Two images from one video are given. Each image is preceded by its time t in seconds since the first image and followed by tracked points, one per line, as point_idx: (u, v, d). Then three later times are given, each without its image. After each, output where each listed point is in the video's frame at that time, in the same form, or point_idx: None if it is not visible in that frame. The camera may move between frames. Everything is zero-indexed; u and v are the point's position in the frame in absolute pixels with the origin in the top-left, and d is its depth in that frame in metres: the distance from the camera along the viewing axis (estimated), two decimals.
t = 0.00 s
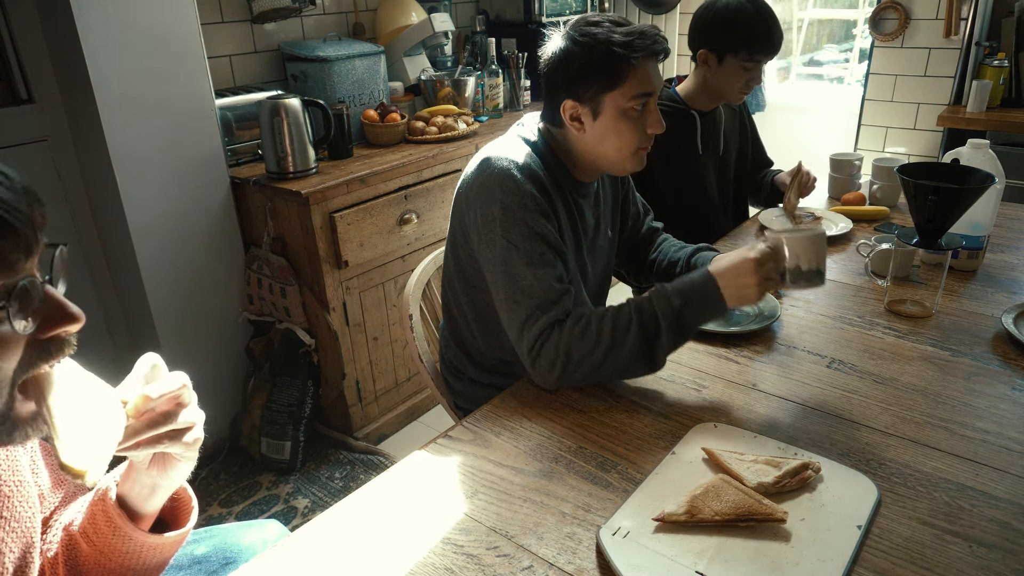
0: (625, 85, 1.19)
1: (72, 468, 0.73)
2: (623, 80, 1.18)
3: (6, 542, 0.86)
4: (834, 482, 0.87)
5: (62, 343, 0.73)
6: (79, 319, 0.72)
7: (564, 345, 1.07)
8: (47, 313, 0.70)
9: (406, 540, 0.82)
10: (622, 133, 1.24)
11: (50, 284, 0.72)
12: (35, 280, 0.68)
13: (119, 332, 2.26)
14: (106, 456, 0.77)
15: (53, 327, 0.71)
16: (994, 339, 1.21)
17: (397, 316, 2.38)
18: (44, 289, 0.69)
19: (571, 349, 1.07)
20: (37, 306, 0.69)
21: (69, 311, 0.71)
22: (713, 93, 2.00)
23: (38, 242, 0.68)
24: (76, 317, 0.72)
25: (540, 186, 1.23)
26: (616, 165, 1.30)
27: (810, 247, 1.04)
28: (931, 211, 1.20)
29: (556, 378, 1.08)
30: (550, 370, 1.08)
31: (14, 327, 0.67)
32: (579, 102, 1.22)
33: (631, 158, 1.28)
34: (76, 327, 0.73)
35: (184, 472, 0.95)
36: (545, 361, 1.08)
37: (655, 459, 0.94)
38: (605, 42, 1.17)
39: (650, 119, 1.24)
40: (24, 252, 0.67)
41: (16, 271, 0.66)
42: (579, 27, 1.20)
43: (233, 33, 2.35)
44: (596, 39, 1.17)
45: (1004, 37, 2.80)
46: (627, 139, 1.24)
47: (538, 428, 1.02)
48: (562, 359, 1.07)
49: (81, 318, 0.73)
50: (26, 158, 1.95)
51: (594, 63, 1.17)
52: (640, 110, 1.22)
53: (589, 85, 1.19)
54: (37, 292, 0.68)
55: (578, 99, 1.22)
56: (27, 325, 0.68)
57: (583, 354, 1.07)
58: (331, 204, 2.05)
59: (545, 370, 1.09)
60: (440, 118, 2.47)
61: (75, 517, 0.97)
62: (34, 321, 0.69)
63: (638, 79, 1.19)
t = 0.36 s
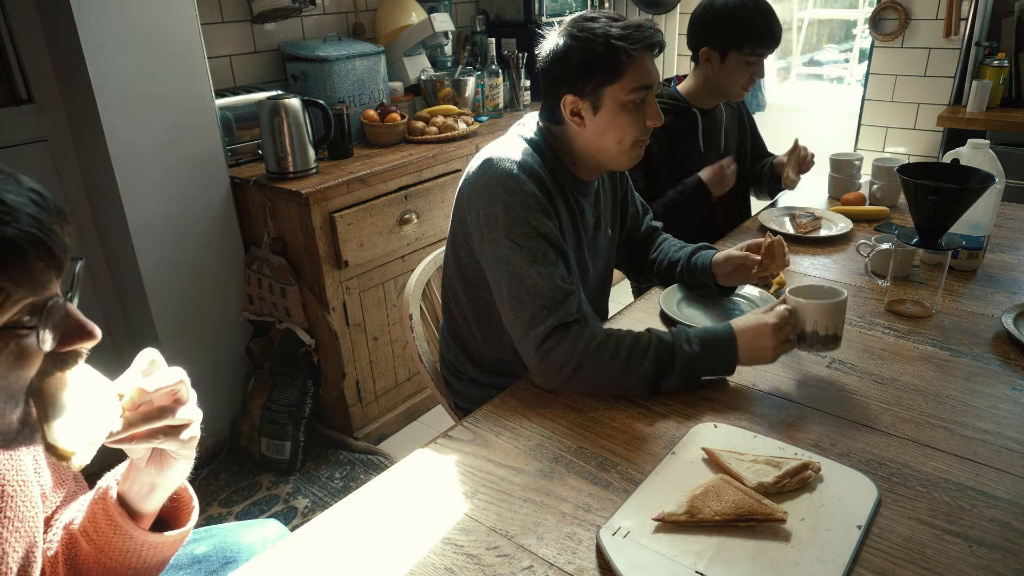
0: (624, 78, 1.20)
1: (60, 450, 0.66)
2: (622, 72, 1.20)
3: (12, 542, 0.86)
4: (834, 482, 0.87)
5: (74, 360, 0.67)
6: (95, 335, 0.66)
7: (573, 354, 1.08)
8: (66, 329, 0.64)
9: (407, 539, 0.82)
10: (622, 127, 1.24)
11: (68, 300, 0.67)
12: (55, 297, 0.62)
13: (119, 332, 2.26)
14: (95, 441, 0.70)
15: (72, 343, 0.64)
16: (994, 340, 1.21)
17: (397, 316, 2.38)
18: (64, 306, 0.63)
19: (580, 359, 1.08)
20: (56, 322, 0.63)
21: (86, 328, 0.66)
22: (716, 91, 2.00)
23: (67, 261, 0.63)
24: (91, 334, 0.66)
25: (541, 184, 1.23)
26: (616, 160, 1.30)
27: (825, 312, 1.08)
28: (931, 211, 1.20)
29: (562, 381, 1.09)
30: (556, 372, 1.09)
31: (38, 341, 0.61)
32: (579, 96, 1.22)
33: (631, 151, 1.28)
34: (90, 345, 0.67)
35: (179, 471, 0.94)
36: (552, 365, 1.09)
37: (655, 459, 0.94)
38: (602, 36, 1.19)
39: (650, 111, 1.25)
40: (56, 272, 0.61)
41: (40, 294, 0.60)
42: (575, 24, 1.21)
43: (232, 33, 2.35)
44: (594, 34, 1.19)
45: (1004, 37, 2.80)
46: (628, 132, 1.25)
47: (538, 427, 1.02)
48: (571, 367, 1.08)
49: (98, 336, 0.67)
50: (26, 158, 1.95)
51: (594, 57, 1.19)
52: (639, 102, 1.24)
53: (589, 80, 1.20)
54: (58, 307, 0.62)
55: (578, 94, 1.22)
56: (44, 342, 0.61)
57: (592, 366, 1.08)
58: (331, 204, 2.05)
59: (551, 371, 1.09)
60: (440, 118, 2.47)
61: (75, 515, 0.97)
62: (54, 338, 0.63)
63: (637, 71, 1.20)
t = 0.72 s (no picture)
0: (625, 80, 1.20)
1: (57, 465, 0.66)
2: (623, 75, 1.20)
3: (14, 542, 0.85)
4: (833, 482, 0.87)
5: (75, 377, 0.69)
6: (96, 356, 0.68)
7: (575, 356, 1.08)
8: (68, 350, 0.66)
9: (407, 539, 0.82)
10: (623, 129, 1.25)
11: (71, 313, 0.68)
12: (65, 321, 0.63)
13: (119, 331, 2.26)
14: (93, 458, 0.70)
15: (73, 364, 0.67)
16: (994, 340, 1.21)
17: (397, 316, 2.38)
18: (70, 328, 0.65)
19: (581, 361, 1.08)
20: (63, 341, 0.64)
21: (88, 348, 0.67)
22: (716, 85, 2.00)
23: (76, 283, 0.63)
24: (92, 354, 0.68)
25: (542, 184, 1.23)
26: (616, 162, 1.31)
27: (833, 338, 1.07)
28: (931, 212, 1.20)
29: (564, 383, 1.08)
30: (558, 373, 1.09)
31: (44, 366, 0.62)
32: (580, 98, 1.23)
33: (632, 153, 1.29)
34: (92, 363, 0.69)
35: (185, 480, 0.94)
36: (555, 366, 1.09)
37: (655, 459, 0.94)
38: (604, 38, 1.19)
39: (650, 113, 1.25)
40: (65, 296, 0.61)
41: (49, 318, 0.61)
42: (577, 24, 1.21)
43: (232, 33, 2.35)
44: (595, 36, 1.19)
45: (1004, 38, 2.80)
46: (629, 135, 1.25)
47: (538, 427, 1.02)
48: (572, 369, 1.08)
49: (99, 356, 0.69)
50: (26, 158, 1.95)
51: (595, 60, 1.19)
52: (640, 105, 1.24)
53: (590, 82, 1.20)
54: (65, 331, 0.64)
55: (579, 96, 1.23)
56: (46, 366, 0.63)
57: (594, 369, 1.07)
58: (331, 204, 2.05)
59: (552, 371, 1.09)
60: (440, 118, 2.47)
61: (78, 518, 0.97)
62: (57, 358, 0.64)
63: (637, 74, 1.21)
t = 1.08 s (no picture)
0: (631, 84, 1.21)
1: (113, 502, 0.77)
2: (629, 79, 1.20)
3: (17, 543, 0.86)
4: (834, 482, 0.87)
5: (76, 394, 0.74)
6: (96, 372, 0.73)
7: (576, 356, 1.08)
8: (66, 366, 0.71)
9: (408, 539, 0.82)
10: (629, 132, 1.25)
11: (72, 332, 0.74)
12: (60, 337, 0.69)
13: (120, 331, 2.26)
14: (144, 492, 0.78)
15: (69, 380, 0.72)
16: (994, 339, 1.21)
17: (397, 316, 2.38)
18: (67, 343, 0.70)
19: (583, 361, 1.08)
20: (60, 357, 0.70)
21: (88, 365, 0.73)
22: (726, 86, 2.01)
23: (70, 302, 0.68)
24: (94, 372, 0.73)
25: (545, 185, 1.23)
26: (622, 166, 1.31)
27: (832, 336, 1.07)
28: (931, 212, 1.20)
29: (564, 383, 1.08)
30: (558, 373, 1.08)
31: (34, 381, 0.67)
32: (586, 102, 1.23)
33: (638, 157, 1.29)
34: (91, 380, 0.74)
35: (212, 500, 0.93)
36: (556, 365, 1.09)
37: (655, 459, 0.94)
38: (610, 41, 1.18)
39: (656, 116, 1.25)
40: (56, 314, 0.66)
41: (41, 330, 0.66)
42: (582, 27, 1.21)
43: (232, 33, 2.35)
44: (601, 39, 1.19)
45: (1004, 38, 2.80)
46: (634, 138, 1.26)
47: (538, 427, 1.02)
48: (573, 368, 1.08)
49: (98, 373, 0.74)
50: (25, 158, 1.95)
51: (601, 64, 1.19)
52: (646, 108, 1.24)
53: (596, 85, 1.21)
54: (61, 346, 0.69)
55: (586, 99, 1.23)
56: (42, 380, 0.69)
57: (595, 369, 1.07)
58: (331, 204, 2.05)
59: (552, 372, 1.09)
60: (440, 118, 2.47)
61: (92, 524, 0.95)
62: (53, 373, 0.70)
63: (643, 77, 1.21)
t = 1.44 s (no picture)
0: (634, 84, 1.21)
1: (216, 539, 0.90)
2: (631, 80, 1.20)
3: (18, 544, 0.86)
4: (834, 482, 0.87)
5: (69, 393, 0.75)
6: (85, 370, 0.74)
7: (576, 356, 1.08)
8: (55, 366, 0.73)
9: (408, 540, 0.82)
10: (632, 132, 1.25)
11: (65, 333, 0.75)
12: (43, 333, 0.70)
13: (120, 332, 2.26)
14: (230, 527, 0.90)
15: (59, 380, 0.73)
16: (994, 339, 1.21)
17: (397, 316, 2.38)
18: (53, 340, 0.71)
19: (583, 362, 1.08)
20: (45, 355, 0.71)
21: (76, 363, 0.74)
22: (730, 91, 2.01)
23: (55, 300, 0.69)
24: (253, 429, 0.80)
25: (544, 186, 1.24)
26: (626, 167, 1.31)
27: (831, 337, 1.07)
28: (931, 212, 1.20)
29: (564, 383, 1.08)
30: (558, 373, 1.08)
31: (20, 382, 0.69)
32: (589, 103, 1.23)
33: (640, 157, 1.30)
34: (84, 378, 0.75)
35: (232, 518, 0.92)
36: (556, 365, 1.08)
37: (655, 459, 0.93)
38: (612, 42, 1.19)
39: (659, 115, 1.26)
40: (37, 310, 0.67)
41: (26, 326, 0.67)
42: (583, 28, 1.21)
43: (232, 33, 2.35)
44: (602, 40, 1.19)
45: (1004, 38, 2.80)
46: (637, 137, 1.26)
47: (538, 427, 1.02)
48: (573, 368, 1.07)
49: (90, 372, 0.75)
50: (26, 158, 1.95)
51: (605, 66, 1.19)
52: (648, 108, 1.25)
53: (600, 87, 1.21)
54: (44, 343, 0.70)
55: (588, 101, 1.23)
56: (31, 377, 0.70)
57: (595, 369, 1.07)
58: (331, 204, 2.05)
59: (553, 372, 1.09)
60: (440, 118, 2.47)
61: (103, 528, 0.94)
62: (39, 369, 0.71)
63: (646, 78, 1.21)
